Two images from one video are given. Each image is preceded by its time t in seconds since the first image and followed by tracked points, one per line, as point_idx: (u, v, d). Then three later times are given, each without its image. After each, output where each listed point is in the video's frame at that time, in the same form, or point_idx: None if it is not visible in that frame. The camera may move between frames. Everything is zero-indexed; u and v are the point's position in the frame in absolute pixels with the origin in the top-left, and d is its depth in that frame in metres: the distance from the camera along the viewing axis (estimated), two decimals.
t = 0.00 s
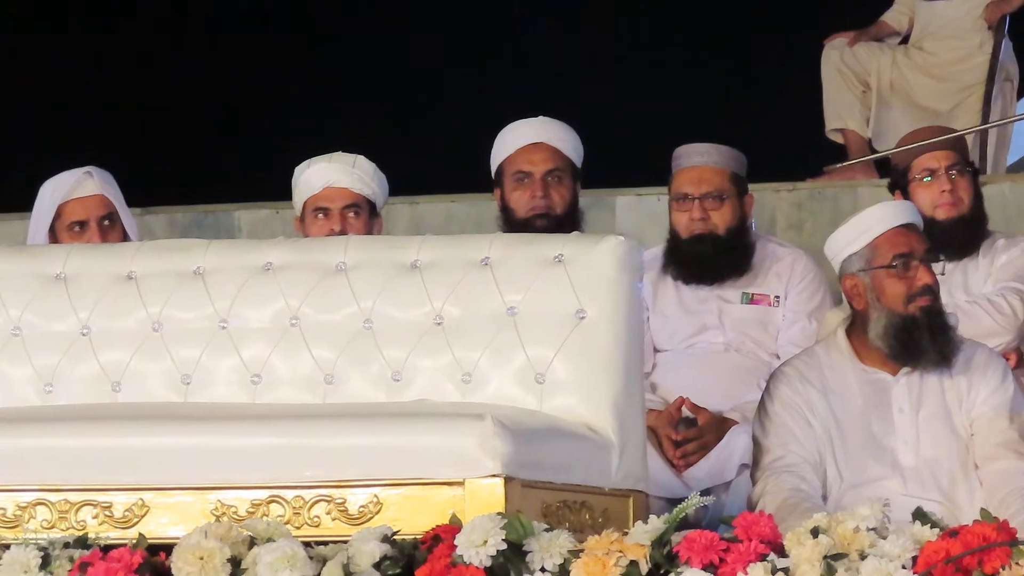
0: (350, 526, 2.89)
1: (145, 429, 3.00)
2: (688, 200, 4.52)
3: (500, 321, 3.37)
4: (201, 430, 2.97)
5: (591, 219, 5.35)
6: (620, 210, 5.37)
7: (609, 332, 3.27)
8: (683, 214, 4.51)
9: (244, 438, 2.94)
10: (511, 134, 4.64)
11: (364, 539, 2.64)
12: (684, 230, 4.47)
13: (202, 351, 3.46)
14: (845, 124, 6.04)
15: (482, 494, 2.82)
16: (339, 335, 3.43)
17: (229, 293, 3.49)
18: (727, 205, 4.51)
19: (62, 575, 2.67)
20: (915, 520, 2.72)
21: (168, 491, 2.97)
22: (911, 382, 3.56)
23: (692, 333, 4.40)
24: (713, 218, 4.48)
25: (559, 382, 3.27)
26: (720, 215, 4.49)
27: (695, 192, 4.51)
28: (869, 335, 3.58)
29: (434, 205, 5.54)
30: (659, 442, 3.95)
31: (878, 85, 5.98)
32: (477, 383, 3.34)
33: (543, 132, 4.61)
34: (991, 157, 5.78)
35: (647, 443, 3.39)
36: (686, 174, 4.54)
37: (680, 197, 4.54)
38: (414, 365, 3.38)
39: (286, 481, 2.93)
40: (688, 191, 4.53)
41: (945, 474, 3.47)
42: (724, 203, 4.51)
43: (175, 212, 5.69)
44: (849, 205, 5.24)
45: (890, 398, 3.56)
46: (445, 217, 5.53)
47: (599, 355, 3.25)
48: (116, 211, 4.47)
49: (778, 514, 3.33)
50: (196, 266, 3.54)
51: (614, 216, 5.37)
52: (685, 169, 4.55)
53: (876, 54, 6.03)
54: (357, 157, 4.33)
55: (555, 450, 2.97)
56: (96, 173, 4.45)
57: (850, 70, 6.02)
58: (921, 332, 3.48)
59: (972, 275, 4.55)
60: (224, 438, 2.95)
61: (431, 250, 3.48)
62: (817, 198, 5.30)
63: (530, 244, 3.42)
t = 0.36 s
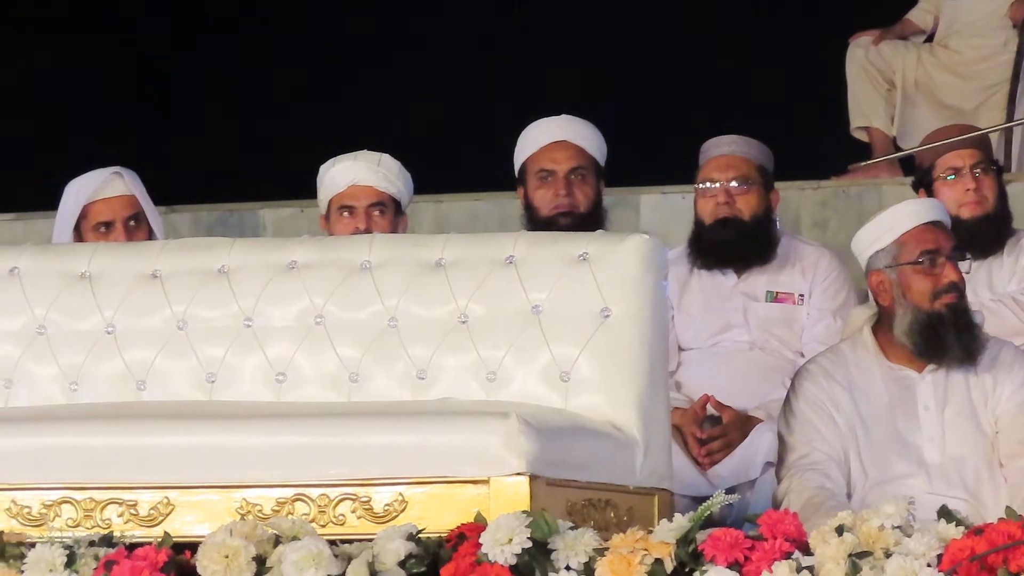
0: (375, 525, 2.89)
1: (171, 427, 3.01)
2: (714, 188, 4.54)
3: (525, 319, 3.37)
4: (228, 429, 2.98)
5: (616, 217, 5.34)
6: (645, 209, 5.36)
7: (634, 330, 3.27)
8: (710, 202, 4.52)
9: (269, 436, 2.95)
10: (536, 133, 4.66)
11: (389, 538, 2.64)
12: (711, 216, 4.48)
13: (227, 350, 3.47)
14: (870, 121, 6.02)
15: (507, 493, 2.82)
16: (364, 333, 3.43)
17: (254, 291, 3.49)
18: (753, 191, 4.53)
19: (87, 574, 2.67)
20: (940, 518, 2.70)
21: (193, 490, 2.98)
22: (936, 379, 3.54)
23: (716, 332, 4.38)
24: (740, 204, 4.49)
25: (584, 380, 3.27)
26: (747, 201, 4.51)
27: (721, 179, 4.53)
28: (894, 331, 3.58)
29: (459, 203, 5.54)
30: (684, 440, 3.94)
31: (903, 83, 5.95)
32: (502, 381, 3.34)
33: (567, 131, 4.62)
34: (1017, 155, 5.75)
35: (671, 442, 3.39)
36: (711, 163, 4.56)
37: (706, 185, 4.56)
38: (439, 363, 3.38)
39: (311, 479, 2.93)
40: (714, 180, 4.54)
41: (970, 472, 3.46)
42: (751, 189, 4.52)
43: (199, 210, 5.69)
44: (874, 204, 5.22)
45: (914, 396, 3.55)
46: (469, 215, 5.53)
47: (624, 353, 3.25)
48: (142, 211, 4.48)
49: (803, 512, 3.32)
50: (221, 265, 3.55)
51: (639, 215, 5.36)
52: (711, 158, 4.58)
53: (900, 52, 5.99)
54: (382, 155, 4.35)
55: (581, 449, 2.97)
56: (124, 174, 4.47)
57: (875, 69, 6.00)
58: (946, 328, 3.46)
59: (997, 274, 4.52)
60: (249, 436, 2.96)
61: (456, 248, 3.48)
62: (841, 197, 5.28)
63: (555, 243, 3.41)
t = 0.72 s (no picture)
0: (403, 526, 2.90)
1: (201, 429, 3.02)
2: (743, 186, 4.53)
3: (553, 321, 3.37)
4: (257, 430, 2.98)
5: (644, 218, 5.33)
6: (674, 210, 5.35)
7: (662, 332, 3.28)
8: (739, 201, 4.51)
9: (299, 437, 2.96)
10: (563, 134, 4.65)
11: (416, 539, 2.65)
12: (740, 215, 4.47)
13: (255, 351, 3.47)
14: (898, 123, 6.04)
15: (536, 493, 2.82)
16: (393, 334, 3.44)
17: (282, 292, 3.50)
18: (783, 190, 4.51)
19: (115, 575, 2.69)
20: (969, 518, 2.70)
21: (222, 491, 2.98)
22: (964, 381, 3.53)
23: (745, 333, 4.37)
24: (769, 203, 4.48)
25: (612, 381, 3.28)
26: (777, 200, 4.49)
27: (750, 178, 4.51)
28: (919, 330, 3.56)
29: (487, 204, 5.53)
30: (712, 441, 3.93)
31: (932, 85, 5.93)
32: (531, 382, 3.34)
33: (595, 131, 4.61)
34: None
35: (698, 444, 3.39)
36: (741, 162, 4.54)
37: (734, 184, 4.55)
38: (467, 365, 3.39)
39: (339, 480, 2.94)
40: (743, 179, 4.53)
41: (999, 474, 3.46)
42: (780, 189, 4.51)
43: (228, 212, 5.70)
44: (903, 205, 5.20)
45: (942, 397, 3.54)
46: (498, 216, 5.53)
47: (652, 355, 3.26)
48: (172, 215, 4.50)
49: (831, 513, 3.31)
50: (249, 266, 3.56)
51: (667, 216, 5.35)
52: (741, 157, 4.56)
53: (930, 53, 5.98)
54: (410, 157, 4.35)
55: (609, 449, 2.98)
56: (155, 178, 4.49)
57: (905, 71, 5.99)
58: (970, 330, 3.45)
59: None
60: (278, 438, 2.97)
61: (484, 249, 3.48)
62: (870, 198, 5.26)
63: (584, 243, 3.42)
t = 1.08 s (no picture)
0: (434, 528, 2.90)
1: (233, 431, 3.02)
2: (774, 190, 4.49)
3: (584, 323, 3.37)
4: (290, 432, 2.99)
5: (676, 220, 5.32)
6: (705, 212, 5.34)
7: (693, 335, 3.28)
8: (772, 205, 4.48)
9: (331, 439, 2.96)
10: (594, 136, 4.65)
11: (448, 540, 2.65)
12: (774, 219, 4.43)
13: (286, 353, 3.48)
14: (930, 122, 5.98)
15: (567, 495, 2.82)
16: (423, 335, 3.45)
17: (313, 294, 3.51)
18: (813, 192, 4.50)
19: None
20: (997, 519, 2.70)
21: (253, 493, 2.99)
22: (993, 382, 3.53)
23: (775, 335, 4.37)
24: (803, 207, 4.46)
25: (643, 383, 3.29)
26: (810, 203, 4.48)
27: (783, 181, 4.48)
28: (948, 331, 3.54)
29: (518, 206, 5.53)
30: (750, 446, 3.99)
31: (963, 86, 5.89)
32: (562, 384, 3.35)
33: (626, 133, 4.61)
34: None
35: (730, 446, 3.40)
36: (771, 165, 4.50)
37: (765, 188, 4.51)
38: (498, 367, 3.39)
39: (370, 482, 2.94)
40: (774, 183, 4.49)
41: None
42: (813, 192, 4.49)
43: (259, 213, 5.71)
44: (935, 207, 5.17)
45: (972, 399, 3.53)
46: (528, 218, 5.52)
47: (683, 358, 3.26)
48: (203, 218, 4.51)
49: (863, 515, 3.31)
50: (280, 268, 3.57)
51: (699, 218, 5.33)
52: (770, 161, 4.52)
53: (961, 54, 5.94)
54: (441, 158, 4.35)
55: (640, 451, 2.98)
56: (186, 182, 4.51)
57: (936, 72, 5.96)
58: (1000, 330, 3.46)
59: None
60: (310, 439, 2.97)
61: (516, 251, 3.48)
62: (901, 199, 5.24)
63: (615, 244, 3.42)
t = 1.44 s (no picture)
0: (473, 528, 2.91)
1: (272, 431, 3.03)
2: (812, 192, 4.49)
3: (623, 323, 3.38)
4: (328, 433, 3.00)
5: (713, 220, 5.30)
6: (742, 212, 5.32)
7: (731, 335, 3.29)
8: (810, 207, 4.48)
9: (369, 440, 2.98)
10: (631, 136, 4.64)
11: (486, 540, 2.66)
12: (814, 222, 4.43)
13: (324, 354, 3.50)
14: (968, 122, 5.93)
15: (605, 496, 2.83)
16: (461, 336, 3.46)
17: (351, 294, 3.53)
18: (851, 193, 4.50)
19: None
20: None
21: (291, 494, 3.00)
22: None
23: (814, 336, 4.36)
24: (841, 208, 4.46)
25: (681, 383, 3.29)
26: (848, 204, 4.48)
27: (820, 183, 4.47)
28: (990, 329, 3.54)
29: (556, 206, 5.53)
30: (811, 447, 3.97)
31: (1002, 86, 5.84)
32: (600, 385, 3.35)
33: (662, 134, 4.60)
34: None
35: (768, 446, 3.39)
36: (808, 168, 4.49)
37: (803, 190, 4.50)
38: (536, 367, 3.40)
39: (409, 483, 2.95)
40: (811, 185, 4.49)
41: None
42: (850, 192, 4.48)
43: (296, 214, 5.73)
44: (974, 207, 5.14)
45: (1007, 398, 3.51)
46: (566, 218, 5.52)
47: (721, 358, 3.27)
48: (242, 220, 4.53)
49: (900, 515, 3.29)
50: (318, 268, 3.59)
51: (736, 218, 5.32)
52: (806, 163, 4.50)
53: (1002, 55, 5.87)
54: (479, 159, 4.36)
55: (679, 452, 2.98)
56: (225, 183, 4.54)
57: (974, 72, 5.91)
58: None
59: None
60: (349, 440, 2.98)
61: (553, 251, 3.49)
62: (940, 199, 5.21)
63: (653, 245, 3.43)
